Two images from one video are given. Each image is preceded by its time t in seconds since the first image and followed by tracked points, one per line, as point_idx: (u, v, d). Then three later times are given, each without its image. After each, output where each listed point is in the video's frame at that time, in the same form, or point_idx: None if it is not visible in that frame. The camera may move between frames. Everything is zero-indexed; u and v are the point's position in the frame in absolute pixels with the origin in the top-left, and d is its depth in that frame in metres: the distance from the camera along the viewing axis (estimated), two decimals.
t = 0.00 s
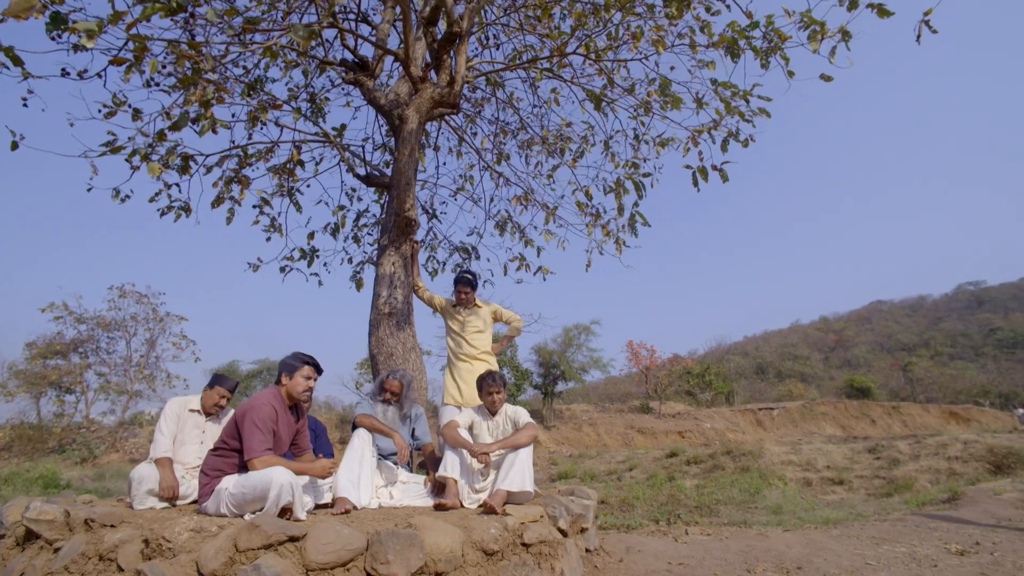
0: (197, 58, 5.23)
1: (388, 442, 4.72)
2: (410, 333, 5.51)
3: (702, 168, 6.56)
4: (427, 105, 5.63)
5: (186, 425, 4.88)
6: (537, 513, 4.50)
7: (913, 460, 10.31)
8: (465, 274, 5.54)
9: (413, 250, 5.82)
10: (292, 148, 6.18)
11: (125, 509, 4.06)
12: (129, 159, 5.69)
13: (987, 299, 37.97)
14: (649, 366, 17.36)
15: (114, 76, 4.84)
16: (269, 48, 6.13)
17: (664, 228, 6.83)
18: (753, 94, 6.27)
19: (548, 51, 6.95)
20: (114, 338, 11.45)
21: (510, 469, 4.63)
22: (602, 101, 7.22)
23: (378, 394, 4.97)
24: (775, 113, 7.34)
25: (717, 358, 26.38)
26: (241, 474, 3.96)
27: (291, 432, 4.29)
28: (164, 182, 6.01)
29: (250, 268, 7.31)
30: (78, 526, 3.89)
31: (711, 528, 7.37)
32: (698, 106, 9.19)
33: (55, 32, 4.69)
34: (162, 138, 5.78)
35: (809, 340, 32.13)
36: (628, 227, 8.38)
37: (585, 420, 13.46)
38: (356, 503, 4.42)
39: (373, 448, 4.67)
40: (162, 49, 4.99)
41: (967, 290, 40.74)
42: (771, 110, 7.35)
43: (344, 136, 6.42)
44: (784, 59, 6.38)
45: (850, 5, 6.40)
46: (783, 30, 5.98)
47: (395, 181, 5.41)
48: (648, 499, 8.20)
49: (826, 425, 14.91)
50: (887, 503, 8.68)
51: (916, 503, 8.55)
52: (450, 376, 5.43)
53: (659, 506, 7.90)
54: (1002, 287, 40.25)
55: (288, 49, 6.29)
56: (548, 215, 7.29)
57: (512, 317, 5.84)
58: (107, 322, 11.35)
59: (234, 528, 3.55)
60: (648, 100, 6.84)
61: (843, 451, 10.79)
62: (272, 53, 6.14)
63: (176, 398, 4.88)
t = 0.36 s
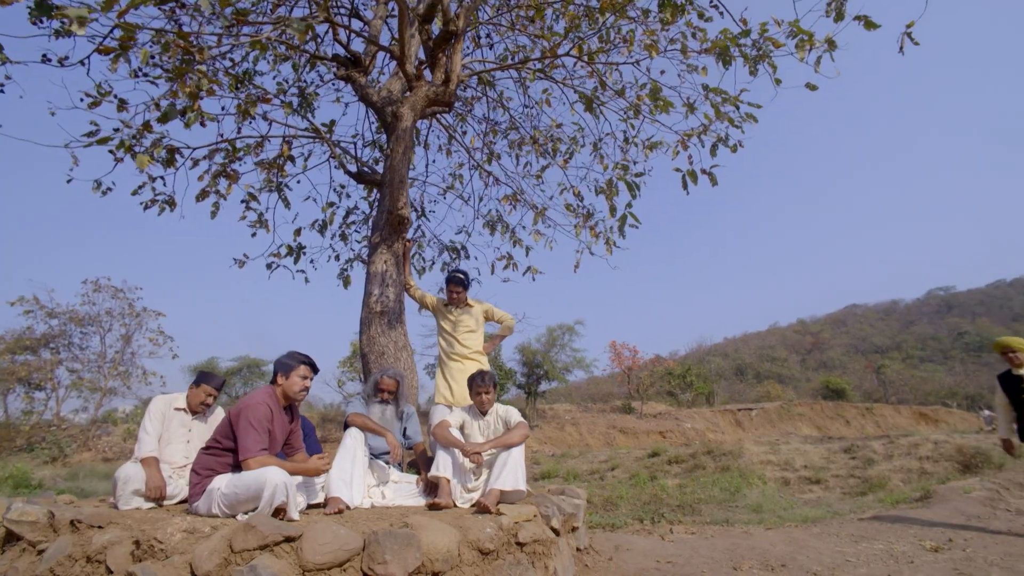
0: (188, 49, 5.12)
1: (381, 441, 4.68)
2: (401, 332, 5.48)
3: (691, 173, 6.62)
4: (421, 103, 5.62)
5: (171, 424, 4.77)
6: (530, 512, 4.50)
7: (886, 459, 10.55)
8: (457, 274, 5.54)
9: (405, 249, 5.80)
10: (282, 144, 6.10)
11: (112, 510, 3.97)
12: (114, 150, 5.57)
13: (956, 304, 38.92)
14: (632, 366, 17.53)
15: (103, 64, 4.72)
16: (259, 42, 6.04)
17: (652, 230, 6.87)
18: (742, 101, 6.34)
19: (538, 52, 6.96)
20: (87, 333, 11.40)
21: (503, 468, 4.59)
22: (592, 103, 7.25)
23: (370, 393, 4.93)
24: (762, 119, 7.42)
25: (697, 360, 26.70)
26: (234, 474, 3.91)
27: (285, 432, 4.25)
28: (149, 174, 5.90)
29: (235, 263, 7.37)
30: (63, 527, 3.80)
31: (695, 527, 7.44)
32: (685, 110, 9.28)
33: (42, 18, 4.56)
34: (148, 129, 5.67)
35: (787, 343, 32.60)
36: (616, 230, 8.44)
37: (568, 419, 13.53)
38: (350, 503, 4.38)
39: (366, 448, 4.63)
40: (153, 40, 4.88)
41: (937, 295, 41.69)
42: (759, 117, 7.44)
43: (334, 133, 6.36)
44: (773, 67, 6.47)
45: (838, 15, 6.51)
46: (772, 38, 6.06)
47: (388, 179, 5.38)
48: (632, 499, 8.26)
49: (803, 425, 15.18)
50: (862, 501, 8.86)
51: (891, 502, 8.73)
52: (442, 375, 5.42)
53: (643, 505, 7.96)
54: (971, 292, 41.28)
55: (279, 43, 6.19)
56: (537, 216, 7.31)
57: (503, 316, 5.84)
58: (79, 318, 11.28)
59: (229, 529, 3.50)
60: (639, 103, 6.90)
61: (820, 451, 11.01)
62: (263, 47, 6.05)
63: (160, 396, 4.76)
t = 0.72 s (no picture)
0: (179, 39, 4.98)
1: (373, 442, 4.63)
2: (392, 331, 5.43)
3: (680, 178, 6.65)
4: (415, 101, 5.59)
5: (155, 423, 4.63)
6: (523, 511, 4.49)
7: (860, 459, 10.77)
8: (448, 273, 5.50)
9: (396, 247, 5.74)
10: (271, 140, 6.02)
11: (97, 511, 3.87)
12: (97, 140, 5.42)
13: (925, 309, 39.87)
14: (613, 367, 17.65)
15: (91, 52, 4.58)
16: (249, 35, 5.91)
17: (639, 232, 6.91)
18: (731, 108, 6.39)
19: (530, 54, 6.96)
20: (57, 328, 11.24)
21: (495, 468, 4.55)
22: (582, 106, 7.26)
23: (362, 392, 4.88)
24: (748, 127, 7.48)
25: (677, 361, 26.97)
26: (227, 473, 3.84)
27: (278, 432, 4.19)
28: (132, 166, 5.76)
29: (219, 259, 7.27)
30: (46, 528, 3.69)
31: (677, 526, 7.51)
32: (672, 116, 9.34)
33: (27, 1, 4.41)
34: (133, 120, 5.53)
35: (765, 345, 33.10)
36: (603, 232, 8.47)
37: (549, 419, 13.57)
38: (341, 503, 4.32)
39: (356, 447, 4.57)
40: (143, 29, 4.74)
41: (909, 301, 42.65)
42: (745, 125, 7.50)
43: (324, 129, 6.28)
44: (761, 75, 6.53)
45: (825, 26, 6.61)
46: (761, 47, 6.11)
47: (381, 177, 5.32)
48: (614, 498, 8.29)
49: (779, 426, 15.42)
50: (837, 501, 9.02)
51: (865, 501, 8.90)
52: (432, 375, 5.38)
53: (625, 505, 8.02)
54: (939, 298, 42.32)
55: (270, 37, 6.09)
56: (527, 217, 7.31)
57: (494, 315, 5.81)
58: (50, 312, 11.11)
59: (223, 530, 3.43)
60: (628, 106, 6.93)
61: (797, 451, 11.22)
62: (253, 40, 5.93)
63: (143, 395, 4.60)
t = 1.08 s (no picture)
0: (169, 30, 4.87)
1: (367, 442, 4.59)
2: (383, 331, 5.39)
3: (671, 182, 6.70)
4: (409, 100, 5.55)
5: (141, 423, 4.53)
6: (518, 511, 4.48)
7: (837, 460, 10.97)
8: (441, 273, 5.46)
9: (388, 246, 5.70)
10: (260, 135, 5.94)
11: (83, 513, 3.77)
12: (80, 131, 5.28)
13: (898, 314, 40.78)
14: (596, 368, 17.77)
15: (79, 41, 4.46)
16: (240, 28, 5.80)
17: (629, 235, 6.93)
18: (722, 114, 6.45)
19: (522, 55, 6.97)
20: (29, 323, 10.99)
21: (490, 468, 4.53)
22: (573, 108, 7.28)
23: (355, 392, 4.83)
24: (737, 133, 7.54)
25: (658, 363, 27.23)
26: (219, 475, 3.76)
27: (268, 431, 4.12)
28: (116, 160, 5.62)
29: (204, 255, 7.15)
30: (32, 530, 3.59)
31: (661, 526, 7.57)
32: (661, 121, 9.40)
33: None
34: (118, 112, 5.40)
35: (745, 348, 33.61)
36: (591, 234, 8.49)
37: (532, 419, 13.60)
38: (334, 504, 4.26)
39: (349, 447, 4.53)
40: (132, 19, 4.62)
41: (883, 306, 43.57)
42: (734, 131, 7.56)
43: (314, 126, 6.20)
44: (750, 82, 6.60)
45: (813, 37, 6.72)
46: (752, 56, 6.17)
47: (374, 175, 5.27)
48: (598, 498, 8.33)
49: (758, 428, 15.65)
50: (814, 500, 9.17)
51: (841, 500, 9.06)
52: (424, 375, 5.35)
53: (610, 504, 8.06)
54: (910, 303, 43.31)
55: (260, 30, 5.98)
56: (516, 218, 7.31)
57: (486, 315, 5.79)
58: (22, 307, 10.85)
59: (219, 532, 3.37)
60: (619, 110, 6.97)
61: (776, 452, 11.41)
62: (242, 33, 5.82)
63: (128, 395, 4.49)
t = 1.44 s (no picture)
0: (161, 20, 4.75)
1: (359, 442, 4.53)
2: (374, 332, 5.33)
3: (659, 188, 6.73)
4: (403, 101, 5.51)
5: (125, 424, 4.41)
6: (512, 513, 4.46)
7: (812, 462, 11.18)
8: (432, 273, 5.42)
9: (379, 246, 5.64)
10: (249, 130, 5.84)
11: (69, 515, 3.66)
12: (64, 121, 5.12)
13: (870, 320, 41.67)
14: (577, 370, 17.84)
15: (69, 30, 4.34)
16: (230, 20, 5.69)
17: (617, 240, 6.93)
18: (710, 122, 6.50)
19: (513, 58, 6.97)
20: None
21: (485, 471, 4.52)
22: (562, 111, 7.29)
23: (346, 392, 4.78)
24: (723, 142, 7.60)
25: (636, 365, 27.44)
26: (212, 477, 3.67)
27: (260, 431, 4.02)
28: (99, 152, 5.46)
29: (187, 252, 6.96)
30: (15, 534, 3.47)
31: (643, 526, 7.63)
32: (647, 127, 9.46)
33: None
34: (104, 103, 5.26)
35: (722, 350, 34.07)
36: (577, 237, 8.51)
37: (512, 420, 13.60)
38: (327, 505, 4.19)
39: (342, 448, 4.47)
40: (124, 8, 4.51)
41: (855, 311, 44.48)
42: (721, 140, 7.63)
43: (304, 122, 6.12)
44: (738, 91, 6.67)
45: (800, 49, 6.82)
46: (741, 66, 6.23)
47: (367, 174, 5.23)
48: (581, 499, 8.35)
49: (734, 430, 15.86)
50: (790, 501, 9.33)
51: (817, 501, 9.22)
52: (415, 375, 5.30)
53: (592, 505, 8.10)
54: (881, 310, 44.30)
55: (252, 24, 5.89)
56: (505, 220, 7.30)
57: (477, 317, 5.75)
58: None
59: (214, 535, 3.29)
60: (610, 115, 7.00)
61: (753, 454, 11.59)
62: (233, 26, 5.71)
63: (112, 394, 4.37)
